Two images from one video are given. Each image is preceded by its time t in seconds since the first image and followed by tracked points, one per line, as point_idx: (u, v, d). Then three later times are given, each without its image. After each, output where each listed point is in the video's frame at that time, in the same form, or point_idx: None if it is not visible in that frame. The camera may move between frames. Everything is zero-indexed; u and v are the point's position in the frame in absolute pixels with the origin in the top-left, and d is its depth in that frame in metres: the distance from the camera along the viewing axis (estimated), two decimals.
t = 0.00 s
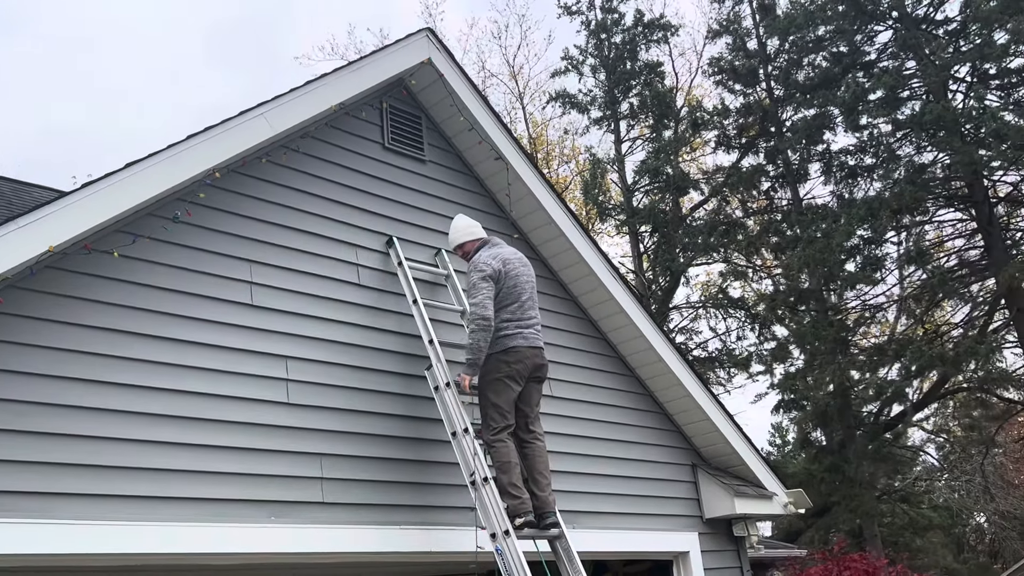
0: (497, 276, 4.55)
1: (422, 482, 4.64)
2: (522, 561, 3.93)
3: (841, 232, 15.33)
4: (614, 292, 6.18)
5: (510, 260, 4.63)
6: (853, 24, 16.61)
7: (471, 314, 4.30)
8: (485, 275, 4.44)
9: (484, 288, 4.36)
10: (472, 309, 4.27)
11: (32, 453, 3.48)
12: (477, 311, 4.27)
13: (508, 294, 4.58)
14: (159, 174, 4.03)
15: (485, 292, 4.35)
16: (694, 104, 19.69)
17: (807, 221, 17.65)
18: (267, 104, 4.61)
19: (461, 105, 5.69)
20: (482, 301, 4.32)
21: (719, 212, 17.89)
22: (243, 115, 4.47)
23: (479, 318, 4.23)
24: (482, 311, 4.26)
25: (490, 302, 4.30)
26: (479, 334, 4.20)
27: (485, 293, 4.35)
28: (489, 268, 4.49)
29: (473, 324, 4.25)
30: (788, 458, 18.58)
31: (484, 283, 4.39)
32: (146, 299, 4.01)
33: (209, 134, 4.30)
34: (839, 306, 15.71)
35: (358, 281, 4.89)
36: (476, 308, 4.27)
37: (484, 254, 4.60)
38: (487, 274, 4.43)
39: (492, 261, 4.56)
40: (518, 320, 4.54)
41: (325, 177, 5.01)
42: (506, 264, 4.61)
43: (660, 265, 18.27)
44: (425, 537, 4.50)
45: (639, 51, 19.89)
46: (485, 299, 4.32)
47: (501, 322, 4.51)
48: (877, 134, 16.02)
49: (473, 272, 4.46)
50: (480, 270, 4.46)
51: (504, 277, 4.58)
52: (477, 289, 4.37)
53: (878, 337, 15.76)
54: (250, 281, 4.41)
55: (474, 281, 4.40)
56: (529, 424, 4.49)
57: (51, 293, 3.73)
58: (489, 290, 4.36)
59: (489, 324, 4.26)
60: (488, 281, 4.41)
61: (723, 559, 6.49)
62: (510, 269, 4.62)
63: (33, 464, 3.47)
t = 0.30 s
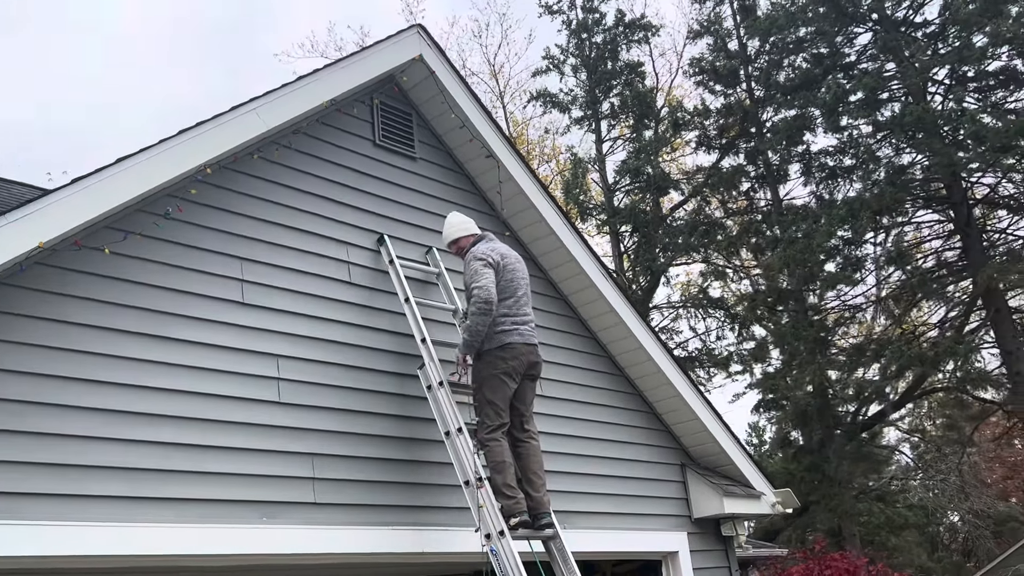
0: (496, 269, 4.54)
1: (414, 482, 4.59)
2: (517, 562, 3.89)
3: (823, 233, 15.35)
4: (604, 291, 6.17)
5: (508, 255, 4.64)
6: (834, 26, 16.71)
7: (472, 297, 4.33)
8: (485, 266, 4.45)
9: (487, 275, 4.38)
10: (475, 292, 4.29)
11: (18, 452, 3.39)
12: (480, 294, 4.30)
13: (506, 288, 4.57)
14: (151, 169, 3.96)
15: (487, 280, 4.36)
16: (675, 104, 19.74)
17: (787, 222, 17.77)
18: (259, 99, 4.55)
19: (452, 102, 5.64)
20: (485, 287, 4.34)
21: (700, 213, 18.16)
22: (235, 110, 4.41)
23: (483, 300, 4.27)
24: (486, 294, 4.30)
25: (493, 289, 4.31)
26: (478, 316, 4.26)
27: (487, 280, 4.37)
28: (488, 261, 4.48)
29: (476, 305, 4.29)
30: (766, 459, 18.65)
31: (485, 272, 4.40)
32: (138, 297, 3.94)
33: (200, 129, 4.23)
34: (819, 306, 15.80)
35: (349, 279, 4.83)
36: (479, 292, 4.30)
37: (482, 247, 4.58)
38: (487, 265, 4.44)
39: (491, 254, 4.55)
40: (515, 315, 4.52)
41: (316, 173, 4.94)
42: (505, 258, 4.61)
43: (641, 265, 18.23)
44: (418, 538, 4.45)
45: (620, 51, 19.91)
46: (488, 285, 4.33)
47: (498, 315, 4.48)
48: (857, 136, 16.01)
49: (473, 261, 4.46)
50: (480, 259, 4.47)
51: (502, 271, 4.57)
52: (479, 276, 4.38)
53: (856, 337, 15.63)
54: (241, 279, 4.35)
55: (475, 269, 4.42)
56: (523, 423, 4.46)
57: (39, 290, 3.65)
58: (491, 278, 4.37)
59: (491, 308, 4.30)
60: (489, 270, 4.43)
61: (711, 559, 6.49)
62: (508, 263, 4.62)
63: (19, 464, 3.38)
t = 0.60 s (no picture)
0: (492, 260, 4.49)
1: (403, 478, 4.52)
2: (510, 559, 3.84)
3: (800, 232, 15.38)
4: (592, 287, 6.13)
5: (504, 248, 4.58)
6: (811, 27, 16.81)
7: (460, 285, 4.32)
8: (483, 257, 4.40)
9: (480, 268, 4.34)
10: (463, 283, 4.28)
11: None
12: (467, 285, 4.28)
13: (501, 280, 4.52)
14: (136, 158, 3.86)
15: (480, 272, 4.33)
16: (653, 104, 19.78)
17: (763, 221, 17.88)
18: (247, 88, 4.46)
19: (440, 94, 5.57)
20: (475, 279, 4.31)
21: (678, 213, 18.26)
22: (221, 99, 4.31)
23: (469, 293, 4.27)
24: (473, 289, 4.28)
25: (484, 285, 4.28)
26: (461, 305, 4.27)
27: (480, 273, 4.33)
28: (484, 252, 4.43)
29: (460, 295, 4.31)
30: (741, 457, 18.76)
31: (480, 263, 4.36)
32: (123, 289, 3.85)
33: (187, 118, 4.14)
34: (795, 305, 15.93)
35: (336, 272, 4.74)
36: (467, 284, 4.28)
37: (478, 237, 4.52)
38: (483, 257, 4.39)
39: (487, 246, 4.49)
40: (509, 307, 4.48)
41: (303, 165, 4.85)
42: (501, 250, 4.56)
43: (618, 263, 18.20)
44: (407, 535, 4.39)
45: (598, 50, 19.91)
46: (479, 279, 4.30)
47: (492, 306, 4.43)
48: (833, 136, 16.06)
49: (469, 251, 4.42)
50: (477, 250, 4.42)
51: (497, 262, 4.52)
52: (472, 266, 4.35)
53: (831, 337, 15.91)
54: (227, 272, 4.25)
55: (469, 258, 4.37)
56: (515, 418, 4.41)
57: (18, 280, 3.54)
58: (482, 270, 4.33)
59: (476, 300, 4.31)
60: (484, 262, 4.38)
61: (697, 556, 6.49)
62: (504, 256, 4.57)
63: None
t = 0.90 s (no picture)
0: (482, 255, 4.42)
1: (391, 477, 4.45)
2: (502, 559, 3.78)
3: (776, 231, 15.31)
4: (579, 283, 6.08)
5: (495, 244, 4.49)
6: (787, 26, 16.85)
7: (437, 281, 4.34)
8: (469, 254, 4.35)
9: (460, 266, 4.31)
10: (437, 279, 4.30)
11: None
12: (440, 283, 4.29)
13: (491, 274, 4.46)
14: (121, 149, 3.76)
15: (459, 271, 4.31)
16: (629, 102, 19.79)
17: (739, 220, 17.95)
18: (232, 77, 4.36)
19: (427, 87, 5.49)
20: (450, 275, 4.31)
21: (654, 211, 18.28)
22: (206, 89, 4.20)
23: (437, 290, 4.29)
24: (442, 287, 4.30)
25: (457, 286, 4.28)
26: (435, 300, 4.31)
27: (459, 271, 4.31)
28: (473, 246, 4.37)
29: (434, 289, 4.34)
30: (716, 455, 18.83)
31: (463, 261, 4.32)
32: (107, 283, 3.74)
33: (170, 107, 4.03)
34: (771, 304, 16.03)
35: (323, 267, 4.65)
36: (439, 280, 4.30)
37: (470, 230, 4.46)
38: (468, 254, 4.34)
39: (478, 241, 4.42)
40: (499, 303, 4.42)
41: (288, 157, 4.75)
42: (494, 245, 4.49)
43: (595, 261, 18.16)
44: (396, 534, 4.32)
45: (575, 47, 19.88)
46: (454, 278, 4.29)
47: (482, 300, 4.37)
48: (809, 135, 16.13)
49: (453, 247, 4.39)
50: (462, 246, 4.37)
51: (487, 256, 4.45)
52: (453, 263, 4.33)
53: (804, 337, 16.11)
54: (211, 266, 4.14)
55: (451, 255, 4.35)
56: (504, 414, 4.35)
57: None
58: (460, 269, 4.30)
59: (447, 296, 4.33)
60: (467, 259, 4.33)
61: (682, 554, 6.47)
62: (496, 251, 4.50)
63: None
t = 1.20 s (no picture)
0: (473, 247, 4.42)
1: (383, 471, 4.40)
2: (499, 553, 3.76)
3: (753, 228, 15.33)
4: (567, 277, 6.07)
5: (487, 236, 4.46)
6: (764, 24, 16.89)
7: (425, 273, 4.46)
8: (456, 248, 4.36)
9: (446, 261, 4.35)
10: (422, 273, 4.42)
11: None
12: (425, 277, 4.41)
13: (485, 266, 4.44)
14: (112, 137, 3.69)
15: (444, 266, 4.36)
16: (607, 99, 19.82)
17: (715, 217, 18.04)
18: (223, 65, 4.29)
19: (416, 79, 5.43)
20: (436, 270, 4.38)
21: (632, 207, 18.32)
22: (196, 77, 4.14)
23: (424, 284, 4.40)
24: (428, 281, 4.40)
25: (439, 282, 4.35)
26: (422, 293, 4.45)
27: (445, 266, 4.36)
28: (462, 239, 4.38)
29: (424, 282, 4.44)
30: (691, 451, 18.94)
31: (449, 255, 4.35)
32: (97, 275, 3.67)
33: (160, 95, 3.96)
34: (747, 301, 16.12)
35: (313, 259, 4.59)
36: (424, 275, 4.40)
37: (462, 222, 4.46)
38: (455, 248, 4.36)
39: (469, 233, 4.41)
40: (493, 294, 4.40)
41: (277, 148, 4.69)
42: (486, 237, 4.47)
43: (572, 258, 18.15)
44: (388, 529, 4.28)
45: (552, 44, 19.86)
46: (439, 273, 4.35)
47: (475, 292, 4.36)
48: (785, 134, 16.20)
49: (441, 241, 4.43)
50: (449, 241, 4.38)
51: (480, 248, 4.44)
52: (440, 257, 4.38)
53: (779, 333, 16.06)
54: (201, 258, 4.07)
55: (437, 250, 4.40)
56: (499, 407, 4.33)
57: None
58: (444, 265, 4.35)
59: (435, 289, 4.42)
60: (452, 254, 4.36)
61: (668, 547, 6.49)
62: (489, 242, 4.48)
63: None
